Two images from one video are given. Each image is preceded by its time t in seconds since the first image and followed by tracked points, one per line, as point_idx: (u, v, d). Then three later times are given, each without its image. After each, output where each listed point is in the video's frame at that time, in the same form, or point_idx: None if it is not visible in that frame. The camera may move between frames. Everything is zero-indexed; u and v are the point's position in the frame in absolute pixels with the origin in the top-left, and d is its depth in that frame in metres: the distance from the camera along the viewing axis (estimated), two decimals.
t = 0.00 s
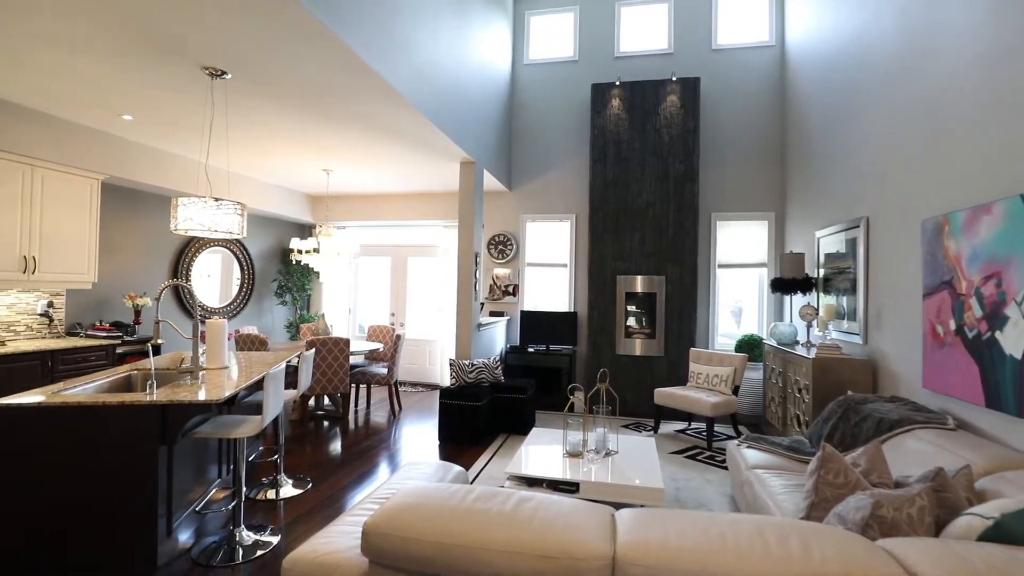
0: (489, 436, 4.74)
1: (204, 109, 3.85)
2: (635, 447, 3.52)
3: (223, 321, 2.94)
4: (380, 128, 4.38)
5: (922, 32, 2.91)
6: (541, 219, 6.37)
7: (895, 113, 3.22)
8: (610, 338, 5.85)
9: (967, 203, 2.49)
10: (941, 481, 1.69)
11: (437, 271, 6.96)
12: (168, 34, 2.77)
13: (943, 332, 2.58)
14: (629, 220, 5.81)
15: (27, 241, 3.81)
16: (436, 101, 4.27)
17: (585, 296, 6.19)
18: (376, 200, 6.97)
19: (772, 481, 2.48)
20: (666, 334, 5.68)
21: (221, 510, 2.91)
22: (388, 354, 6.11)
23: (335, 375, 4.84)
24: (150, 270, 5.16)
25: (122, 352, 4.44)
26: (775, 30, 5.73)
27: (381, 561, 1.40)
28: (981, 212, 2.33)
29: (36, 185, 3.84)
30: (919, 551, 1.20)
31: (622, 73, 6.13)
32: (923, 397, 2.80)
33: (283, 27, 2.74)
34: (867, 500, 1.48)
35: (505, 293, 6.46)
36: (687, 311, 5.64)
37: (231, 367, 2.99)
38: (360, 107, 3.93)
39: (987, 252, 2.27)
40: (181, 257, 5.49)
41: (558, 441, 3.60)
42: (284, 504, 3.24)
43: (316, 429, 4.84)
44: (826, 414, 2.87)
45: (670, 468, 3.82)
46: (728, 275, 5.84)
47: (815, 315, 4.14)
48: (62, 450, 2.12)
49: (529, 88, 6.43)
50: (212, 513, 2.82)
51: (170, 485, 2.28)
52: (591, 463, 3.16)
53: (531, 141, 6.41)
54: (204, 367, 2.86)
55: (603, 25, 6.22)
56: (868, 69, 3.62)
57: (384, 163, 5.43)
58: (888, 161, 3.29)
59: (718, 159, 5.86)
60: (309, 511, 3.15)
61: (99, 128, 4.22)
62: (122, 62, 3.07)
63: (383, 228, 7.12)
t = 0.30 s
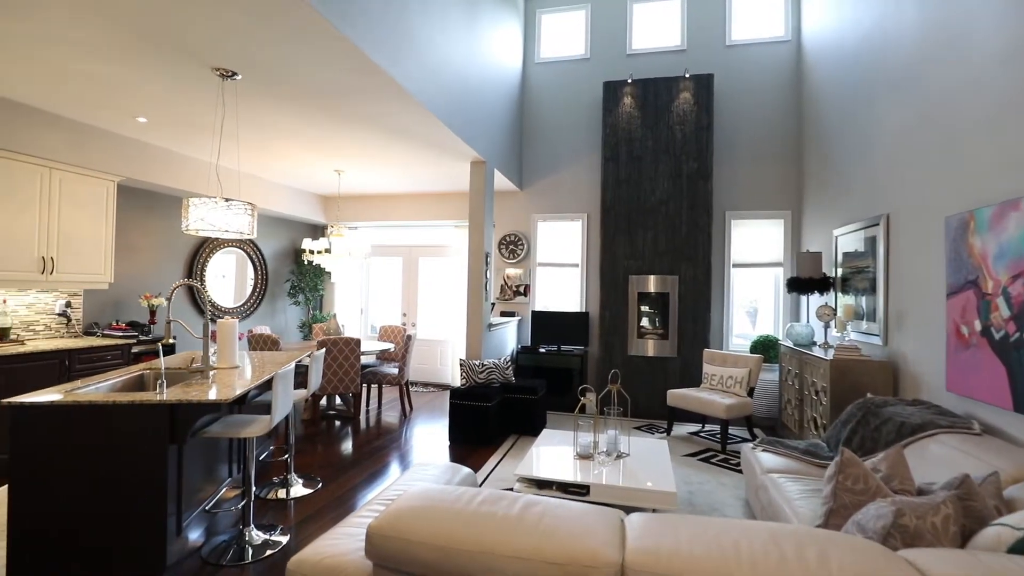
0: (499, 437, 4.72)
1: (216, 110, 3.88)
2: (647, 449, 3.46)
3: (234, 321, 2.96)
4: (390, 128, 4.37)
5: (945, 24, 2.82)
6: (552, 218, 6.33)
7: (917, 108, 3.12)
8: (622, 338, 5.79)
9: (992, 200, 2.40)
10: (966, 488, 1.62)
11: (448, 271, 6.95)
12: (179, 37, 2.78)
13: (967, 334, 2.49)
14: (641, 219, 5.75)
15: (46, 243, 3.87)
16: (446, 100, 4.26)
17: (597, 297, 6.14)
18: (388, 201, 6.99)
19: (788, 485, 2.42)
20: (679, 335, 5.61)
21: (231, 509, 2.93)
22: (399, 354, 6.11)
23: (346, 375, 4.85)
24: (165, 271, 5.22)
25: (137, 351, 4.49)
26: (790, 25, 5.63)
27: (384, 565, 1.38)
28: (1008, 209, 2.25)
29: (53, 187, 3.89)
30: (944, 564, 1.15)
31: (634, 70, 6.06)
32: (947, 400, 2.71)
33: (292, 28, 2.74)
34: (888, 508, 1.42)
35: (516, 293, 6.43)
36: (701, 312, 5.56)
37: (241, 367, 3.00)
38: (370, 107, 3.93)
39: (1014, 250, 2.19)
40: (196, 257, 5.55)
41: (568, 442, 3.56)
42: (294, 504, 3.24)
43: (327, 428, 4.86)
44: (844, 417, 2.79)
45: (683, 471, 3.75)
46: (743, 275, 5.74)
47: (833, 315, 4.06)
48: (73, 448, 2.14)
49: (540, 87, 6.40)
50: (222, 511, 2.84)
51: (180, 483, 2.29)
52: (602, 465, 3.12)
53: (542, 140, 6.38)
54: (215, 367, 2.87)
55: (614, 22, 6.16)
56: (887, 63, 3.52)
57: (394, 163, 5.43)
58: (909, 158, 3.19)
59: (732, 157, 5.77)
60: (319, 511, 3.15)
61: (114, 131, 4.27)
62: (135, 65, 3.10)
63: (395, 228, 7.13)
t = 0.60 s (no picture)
0: (510, 438, 4.68)
1: (228, 111, 3.90)
2: (660, 452, 3.40)
3: (243, 320, 2.96)
4: (401, 128, 4.37)
5: (970, 13, 2.71)
6: (564, 218, 6.28)
7: (939, 102, 3.01)
8: (634, 339, 5.71)
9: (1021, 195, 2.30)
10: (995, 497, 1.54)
11: (459, 271, 6.94)
12: (188, 38, 2.79)
13: (995, 335, 2.40)
14: (653, 218, 5.67)
15: (62, 243, 3.93)
16: (456, 100, 4.24)
17: (609, 297, 6.07)
18: (399, 201, 7.00)
19: (805, 491, 2.35)
20: (693, 335, 5.52)
21: (241, 509, 2.93)
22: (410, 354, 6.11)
23: (356, 375, 4.85)
24: (179, 271, 5.27)
25: (152, 351, 4.54)
26: (807, 19, 5.50)
27: (387, 571, 1.35)
28: None
29: (70, 189, 3.95)
30: None
31: (646, 67, 5.99)
32: (973, 404, 2.61)
33: (300, 27, 2.73)
34: (912, 518, 1.36)
35: (527, 293, 6.39)
36: (715, 312, 5.46)
37: (251, 366, 3.01)
38: (381, 107, 3.92)
39: None
40: (209, 257, 5.60)
41: (579, 444, 3.51)
42: (304, 503, 3.24)
43: (338, 428, 4.87)
44: (864, 420, 2.70)
45: (697, 475, 3.68)
46: (758, 275, 5.64)
47: (852, 315, 4.00)
48: (82, 449, 2.14)
49: (551, 85, 6.35)
50: (232, 511, 2.85)
51: (189, 482, 2.30)
52: (613, 468, 3.06)
53: (553, 139, 6.33)
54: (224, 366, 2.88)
55: (626, 19, 6.09)
56: (908, 55, 3.41)
57: (405, 163, 5.43)
58: (932, 153, 3.08)
59: (747, 154, 5.67)
60: (328, 510, 3.14)
61: (129, 132, 4.33)
62: (146, 66, 3.12)
63: (406, 228, 7.14)
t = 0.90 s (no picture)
0: (522, 439, 4.64)
1: (241, 112, 3.92)
2: (675, 455, 3.33)
3: (255, 320, 2.96)
4: (413, 127, 4.35)
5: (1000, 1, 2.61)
6: (577, 217, 6.21)
7: (966, 94, 2.90)
8: (648, 339, 5.63)
9: None
10: None
11: (472, 271, 6.92)
12: (201, 39, 2.80)
13: None
14: (668, 216, 5.59)
15: (80, 243, 3.98)
16: (468, 99, 4.21)
17: (623, 296, 6.00)
18: (411, 201, 7.00)
19: (826, 497, 2.27)
20: (708, 336, 5.43)
21: (251, 509, 2.93)
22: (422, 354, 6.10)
23: (368, 375, 4.85)
24: (194, 271, 5.33)
25: (168, 350, 4.58)
26: (826, 12, 5.37)
27: None
28: None
29: (87, 190, 4.00)
30: None
31: (660, 64, 5.90)
32: (1004, 408, 2.50)
33: (312, 27, 2.72)
34: (944, 530, 1.29)
35: (539, 293, 6.34)
36: (731, 312, 5.36)
37: (262, 366, 3.01)
38: (393, 107, 3.91)
39: None
40: (224, 257, 5.65)
41: (592, 446, 3.45)
42: (315, 503, 3.24)
43: (350, 428, 4.87)
44: (888, 425, 2.61)
45: (713, 479, 3.60)
46: (775, 274, 5.52)
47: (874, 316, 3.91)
48: (94, 448, 2.15)
49: (564, 84, 6.30)
50: (242, 511, 2.85)
51: (200, 482, 2.30)
52: (626, 472, 3.00)
53: (565, 137, 6.27)
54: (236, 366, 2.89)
55: (640, 15, 6.01)
56: (933, 47, 3.29)
57: (417, 162, 5.42)
58: (958, 147, 2.98)
59: (764, 151, 5.56)
60: (339, 510, 3.13)
61: (145, 134, 4.37)
62: (159, 67, 3.14)
63: (418, 228, 7.14)
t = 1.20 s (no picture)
0: (535, 441, 4.59)
1: (254, 111, 3.93)
2: (692, 459, 3.24)
3: (266, 319, 2.95)
4: (425, 126, 4.33)
5: None
6: (590, 216, 6.14)
7: (997, 85, 2.79)
8: (664, 340, 5.54)
9: None
10: None
11: (484, 270, 6.88)
12: (212, 38, 2.80)
13: None
14: (684, 215, 5.49)
15: (96, 243, 4.02)
16: (481, 97, 4.17)
17: (637, 296, 5.91)
18: (424, 200, 6.98)
19: (851, 505, 2.19)
20: (725, 337, 5.32)
21: (262, 509, 2.92)
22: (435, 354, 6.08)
23: (381, 375, 4.84)
24: (209, 271, 5.36)
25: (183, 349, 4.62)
26: (847, 3, 5.23)
27: None
28: None
29: (104, 190, 4.04)
30: None
31: (676, 59, 5.81)
32: None
33: (323, 25, 2.71)
34: (985, 543, 1.21)
35: (553, 292, 6.28)
36: (748, 312, 5.25)
37: (274, 366, 3.00)
38: (405, 105, 3.88)
39: None
40: (238, 257, 5.68)
41: (606, 448, 3.38)
42: (327, 503, 3.22)
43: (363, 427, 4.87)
44: (916, 429, 2.51)
45: (731, 483, 3.51)
46: (794, 274, 5.39)
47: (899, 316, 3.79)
48: (104, 447, 2.15)
49: (577, 81, 6.23)
50: (253, 510, 2.84)
51: (210, 482, 2.29)
52: (642, 475, 2.93)
53: (578, 135, 6.20)
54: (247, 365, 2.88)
55: (654, 10, 5.91)
56: (960, 36, 3.17)
57: (429, 161, 5.40)
58: (989, 139, 2.85)
59: (783, 147, 5.43)
60: (350, 510, 3.11)
61: (160, 134, 4.41)
62: (172, 67, 3.15)
63: (431, 227, 7.12)
